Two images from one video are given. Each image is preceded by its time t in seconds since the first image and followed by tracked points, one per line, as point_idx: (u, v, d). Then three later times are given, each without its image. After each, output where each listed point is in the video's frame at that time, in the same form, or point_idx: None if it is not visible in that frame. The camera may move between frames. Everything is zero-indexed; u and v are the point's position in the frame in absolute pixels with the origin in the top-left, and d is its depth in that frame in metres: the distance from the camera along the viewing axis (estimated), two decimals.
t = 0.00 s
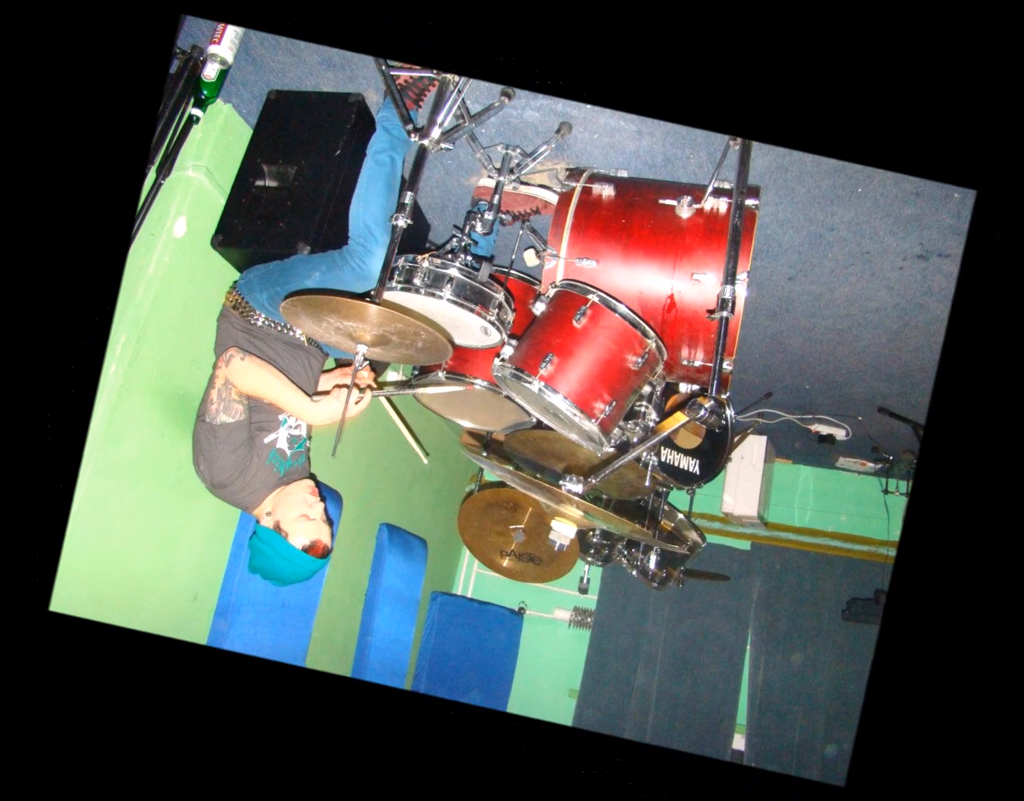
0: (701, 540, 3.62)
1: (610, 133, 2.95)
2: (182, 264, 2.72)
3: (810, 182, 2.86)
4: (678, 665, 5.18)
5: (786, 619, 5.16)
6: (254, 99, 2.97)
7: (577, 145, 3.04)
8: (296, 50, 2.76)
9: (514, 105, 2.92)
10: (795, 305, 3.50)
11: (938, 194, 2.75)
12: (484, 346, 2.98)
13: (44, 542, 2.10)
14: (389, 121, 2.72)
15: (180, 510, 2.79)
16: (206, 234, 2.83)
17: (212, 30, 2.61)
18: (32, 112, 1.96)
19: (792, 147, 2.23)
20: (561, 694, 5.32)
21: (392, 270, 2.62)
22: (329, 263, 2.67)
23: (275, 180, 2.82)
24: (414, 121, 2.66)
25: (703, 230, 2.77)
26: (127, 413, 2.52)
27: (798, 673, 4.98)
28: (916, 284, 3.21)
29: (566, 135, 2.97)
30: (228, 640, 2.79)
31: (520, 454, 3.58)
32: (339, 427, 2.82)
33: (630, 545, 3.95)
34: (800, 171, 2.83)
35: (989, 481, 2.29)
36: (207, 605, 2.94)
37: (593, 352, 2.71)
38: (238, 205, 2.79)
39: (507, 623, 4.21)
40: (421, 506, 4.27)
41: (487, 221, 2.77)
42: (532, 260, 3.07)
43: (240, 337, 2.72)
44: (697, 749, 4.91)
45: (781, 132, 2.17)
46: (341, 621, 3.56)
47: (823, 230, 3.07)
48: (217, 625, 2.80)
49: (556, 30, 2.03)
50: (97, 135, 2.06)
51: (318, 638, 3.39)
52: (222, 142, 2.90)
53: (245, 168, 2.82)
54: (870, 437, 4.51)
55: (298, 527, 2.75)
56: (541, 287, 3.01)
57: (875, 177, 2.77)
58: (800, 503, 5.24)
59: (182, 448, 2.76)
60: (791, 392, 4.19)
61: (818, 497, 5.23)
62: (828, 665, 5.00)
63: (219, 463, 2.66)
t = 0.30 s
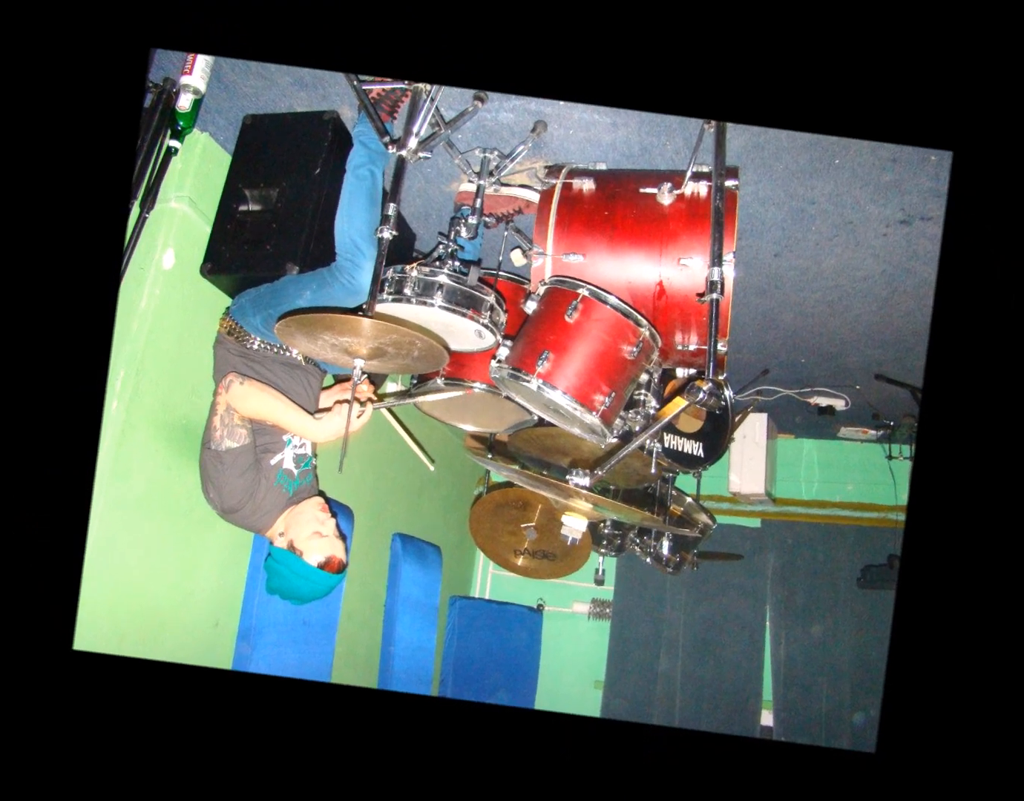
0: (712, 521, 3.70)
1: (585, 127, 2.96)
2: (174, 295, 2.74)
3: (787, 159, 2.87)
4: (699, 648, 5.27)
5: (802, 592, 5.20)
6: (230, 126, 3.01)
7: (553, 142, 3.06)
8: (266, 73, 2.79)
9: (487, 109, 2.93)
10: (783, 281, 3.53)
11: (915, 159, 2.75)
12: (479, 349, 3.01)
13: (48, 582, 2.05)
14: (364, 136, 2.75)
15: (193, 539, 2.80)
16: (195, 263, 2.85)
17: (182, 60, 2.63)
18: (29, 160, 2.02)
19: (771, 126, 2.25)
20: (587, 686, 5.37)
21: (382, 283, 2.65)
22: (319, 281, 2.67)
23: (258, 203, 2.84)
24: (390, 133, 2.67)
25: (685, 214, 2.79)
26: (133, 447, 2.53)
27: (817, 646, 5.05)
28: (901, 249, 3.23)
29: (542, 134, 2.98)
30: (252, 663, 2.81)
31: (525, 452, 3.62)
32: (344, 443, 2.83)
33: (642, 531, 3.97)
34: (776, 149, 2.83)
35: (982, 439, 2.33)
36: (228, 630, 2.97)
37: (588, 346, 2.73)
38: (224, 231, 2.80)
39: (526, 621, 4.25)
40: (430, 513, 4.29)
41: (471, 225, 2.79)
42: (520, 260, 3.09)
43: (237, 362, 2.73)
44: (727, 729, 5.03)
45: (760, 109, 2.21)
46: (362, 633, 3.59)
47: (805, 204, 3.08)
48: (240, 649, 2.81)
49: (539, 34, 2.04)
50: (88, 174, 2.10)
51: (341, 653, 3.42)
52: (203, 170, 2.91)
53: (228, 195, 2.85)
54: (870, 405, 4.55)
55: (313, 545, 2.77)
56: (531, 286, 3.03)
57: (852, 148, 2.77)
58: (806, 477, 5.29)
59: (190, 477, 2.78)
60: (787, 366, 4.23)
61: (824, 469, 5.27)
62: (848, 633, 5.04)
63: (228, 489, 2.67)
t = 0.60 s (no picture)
0: (721, 502, 3.72)
1: (560, 124, 2.98)
2: (168, 326, 2.76)
3: (762, 137, 2.89)
4: (719, 628, 5.30)
5: (816, 565, 5.21)
6: (209, 154, 3.01)
7: (529, 142, 3.08)
8: (240, 100, 2.80)
9: (461, 114, 2.96)
10: (770, 258, 3.55)
11: (889, 126, 2.77)
12: (475, 352, 3.03)
13: (54, 593, 2.02)
14: (343, 153, 2.72)
15: (209, 565, 2.83)
16: (186, 293, 2.87)
17: (156, 93, 2.64)
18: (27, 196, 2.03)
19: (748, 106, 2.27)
20: (612, 676, 5.39)
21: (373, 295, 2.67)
22: (311, 299, 2.69)
23: (243, 227, 2.86)
24: (368, 146, 2.69)
25: (667, 201, 2.81)
26: (141, 479, 2.56)
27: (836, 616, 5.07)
28: (883, 217, 3.25)
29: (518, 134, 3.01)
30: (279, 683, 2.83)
31: (530, 450, 3.65)
32: (349, 457, 2.84)
33: (652, 518, 4.03)
34: (751, 128, 2.85)
35: (983, 394, 2.35)
36: (251, 653, 3.00)
37: (582, 339, 2.75)
38: (213, 260, 2.84)
39: (546, 618, 4.27)
40: (441, 519, 4.32)
41: (456, 231, 2.82)
42: (507, 261, 3.12)
43: (237, 386, 2.75)
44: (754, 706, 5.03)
45: (746, 87, 2.19)
46: (383, 644, 3.61)
47: (784, 180, 3.10)
48: (265, 671, 2.84)
49: (536, 23, 2.03)
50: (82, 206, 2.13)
51: (365, 665, 3.44)
52: (187, 200, 2.94)
53: (213, 222, 2.88)
54: (867, 373, 4.57)
55: (328, 561, 2.78)
56: (520, 286, 3.05)
57: (825, 121, 2.79)
58: (810, 449, 5.39)
59: (200, 504, 2.80)
60: (782, 342, 4.26)
61: (826, 440, 5.37)
62: (866, 601, 5.05)
63: (239, 513, 2.69)
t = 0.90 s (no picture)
0: (730, 483, 3.73)
1: (535, 121, 2.98)
2: (162, 357, 2.76)
3: (738, 115, 2.88)
4: (740, 609, 5.31)
5: (830, 536, 5.24)
6: (187, 182, 3.00)
7: (506, 141, 3.08)
8: (214, 124, 2.79)
9: (435, 120, 2.95)
10: (756, 235, 3.55)
11: (863, 93, 2.76)
12: (471, 356, 3.02)
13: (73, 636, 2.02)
14: (320, 168, 2.73)
15: (225, 592, 2.83)
16: (178, 322, 2.87)
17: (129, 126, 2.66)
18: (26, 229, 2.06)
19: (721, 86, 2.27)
20: (636, 665, 5.41)
21: (364, 308, 2.66)
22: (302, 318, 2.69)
23: (229, 252, 2.86)
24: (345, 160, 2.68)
25: (649, 187, 2.80)
26: (149, 512, 2.56)
27: (856, 587, 5.08)
28: (865, 184, 3.25)
29: (493, 134, 3.00)
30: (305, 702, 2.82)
31: (535, 448, 3.65)
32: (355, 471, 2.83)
33: (662, 506, 4.05)
34: (725, 107, 2.84)
35: (982, 355, 2.33)
36: (274, 676, 3.00)
37: (577, 333, 2.75)
38: (201, 287, 2.84)
39: (566, 614, 4.26)
40: (452, 525, 4.32)
41: (441, 237, 2.82)
42: (495, 262, 3.11)
43: (237, 411, 2.74)
44: (782, 684, 5.03)
45: (726, 64, 2.18)
46: (405, 655, 3.62)
47: (763, 156, 3.09)
48: (290, 691, 2.84)
49: (503, 23, 2.02)
50: (75, 237, 2.14)
51: (389, 677, 3.45)
52: (169, 229, 2.94)
53: (198, 249, 2.88)
54: (864, 341, 4.57)
55: (343, 577, 2.79)
56: (510, 285, 3.05)
57: (799, 93, 2.79)
58: (814, 423, 5.35)
59: (210, 532, 2.81)
60: (776, 318, 4.26)
61: (829, 412, 5.36)
62: (883, 569, 5.08)
63: (250, 538, 2.69)
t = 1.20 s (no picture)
0: (739, 463, 3.70)
1: (509, 118, 2.96)
2: (157, 388, 2.74)
3: (713, 94, 2.86)
4: (760, 588, 5.30)
5: (843, 508, 5.22)
6: (167, 210, 2.98)
7: (482, 140, 3.06)
8: (188, 150, 2.78)
9: (409, 126, 2.93)
10: (742, 212, 3.52)
11: (836, 60, 2.74)
12: (467, 360, 3.00)
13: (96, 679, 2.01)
14: (298, 185, 2.69)
15: (242, 619, 2.82)
16: (170, 352, 2.85)
17: (104, 161, 2.61)
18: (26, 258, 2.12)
19: (694, 66, 2.25)
20: (660, 655, 5.35)
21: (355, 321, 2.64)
22: (294, 336, 2.67)
23: (215, 278, 2.84)
24: (323, 175, 2.66)
25: (630, 174, 2.78)
26: (158, 545, 2.55)
27: (875, 557, 5.09)
28: (847, 151, 3.22)
29: (469, 135, 2.98)
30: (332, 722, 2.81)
31: (540, 446, 3.63)
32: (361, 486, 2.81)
33: (673, 493, 4.03)
34: (699, 88, 2.82)
35: (981, 322, 2.31)
36: (299, 698, 2.99)
37: (571, 327, 2.73)
38: (190, 315, 2.82)
39: (586, 610, 4.24)
40: (463, 531, 4.30)
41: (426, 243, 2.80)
42: (482, 263, 3.09)
43: (237, 436, 2.72)
44: (809, 660, 5.02)
45: (698, 43, 2.16)
46: (428, 665, 3.61)
47: (742, 132, 3.07)
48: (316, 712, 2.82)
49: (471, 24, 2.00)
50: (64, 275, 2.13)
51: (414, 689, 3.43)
52: (153, 260, 2.92)
53: (184, 277, 2.86)
54: (859, 308, 4.55)
55: (359, 593, 2.76)
56: (500, 285, 3.03)
57: (773, 66, 2.76)
58: (817, 395, 5.33)
59: (222, 559, 2.79)
60: (770, 293, 4.24)
61: (830, 383, 5.32)
62: (899, 536, 5.07)
63: (261, 562, 2.67)
